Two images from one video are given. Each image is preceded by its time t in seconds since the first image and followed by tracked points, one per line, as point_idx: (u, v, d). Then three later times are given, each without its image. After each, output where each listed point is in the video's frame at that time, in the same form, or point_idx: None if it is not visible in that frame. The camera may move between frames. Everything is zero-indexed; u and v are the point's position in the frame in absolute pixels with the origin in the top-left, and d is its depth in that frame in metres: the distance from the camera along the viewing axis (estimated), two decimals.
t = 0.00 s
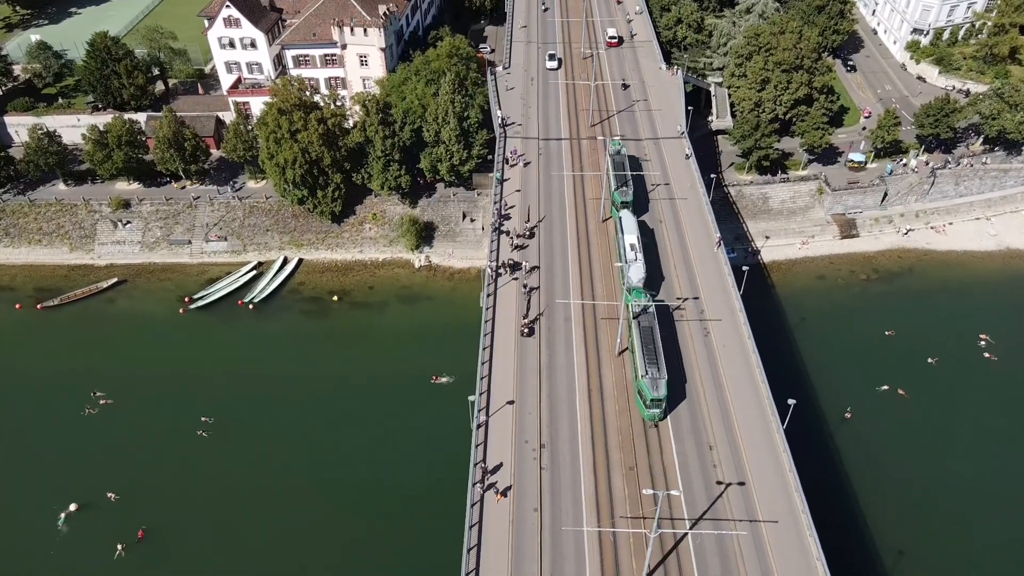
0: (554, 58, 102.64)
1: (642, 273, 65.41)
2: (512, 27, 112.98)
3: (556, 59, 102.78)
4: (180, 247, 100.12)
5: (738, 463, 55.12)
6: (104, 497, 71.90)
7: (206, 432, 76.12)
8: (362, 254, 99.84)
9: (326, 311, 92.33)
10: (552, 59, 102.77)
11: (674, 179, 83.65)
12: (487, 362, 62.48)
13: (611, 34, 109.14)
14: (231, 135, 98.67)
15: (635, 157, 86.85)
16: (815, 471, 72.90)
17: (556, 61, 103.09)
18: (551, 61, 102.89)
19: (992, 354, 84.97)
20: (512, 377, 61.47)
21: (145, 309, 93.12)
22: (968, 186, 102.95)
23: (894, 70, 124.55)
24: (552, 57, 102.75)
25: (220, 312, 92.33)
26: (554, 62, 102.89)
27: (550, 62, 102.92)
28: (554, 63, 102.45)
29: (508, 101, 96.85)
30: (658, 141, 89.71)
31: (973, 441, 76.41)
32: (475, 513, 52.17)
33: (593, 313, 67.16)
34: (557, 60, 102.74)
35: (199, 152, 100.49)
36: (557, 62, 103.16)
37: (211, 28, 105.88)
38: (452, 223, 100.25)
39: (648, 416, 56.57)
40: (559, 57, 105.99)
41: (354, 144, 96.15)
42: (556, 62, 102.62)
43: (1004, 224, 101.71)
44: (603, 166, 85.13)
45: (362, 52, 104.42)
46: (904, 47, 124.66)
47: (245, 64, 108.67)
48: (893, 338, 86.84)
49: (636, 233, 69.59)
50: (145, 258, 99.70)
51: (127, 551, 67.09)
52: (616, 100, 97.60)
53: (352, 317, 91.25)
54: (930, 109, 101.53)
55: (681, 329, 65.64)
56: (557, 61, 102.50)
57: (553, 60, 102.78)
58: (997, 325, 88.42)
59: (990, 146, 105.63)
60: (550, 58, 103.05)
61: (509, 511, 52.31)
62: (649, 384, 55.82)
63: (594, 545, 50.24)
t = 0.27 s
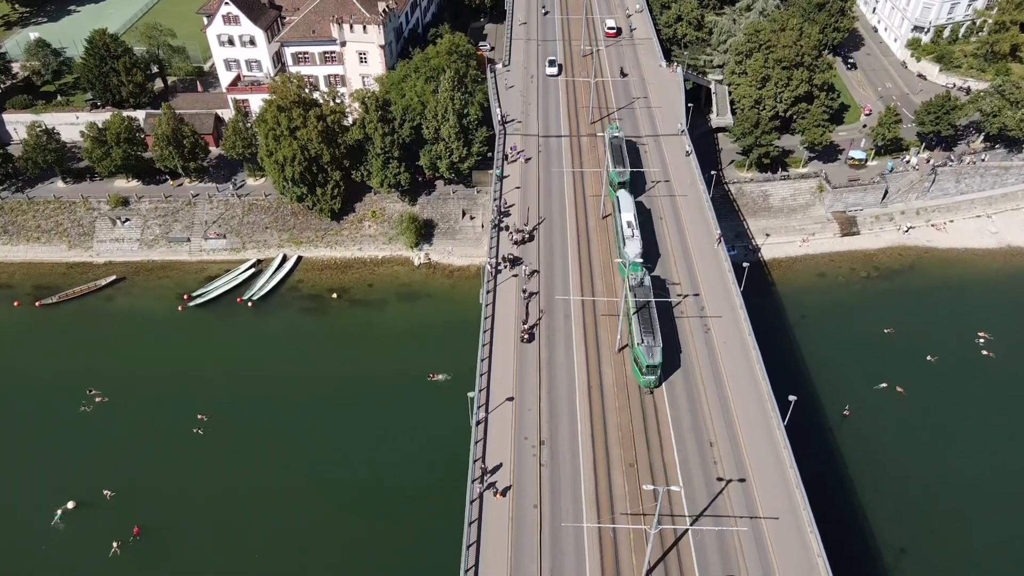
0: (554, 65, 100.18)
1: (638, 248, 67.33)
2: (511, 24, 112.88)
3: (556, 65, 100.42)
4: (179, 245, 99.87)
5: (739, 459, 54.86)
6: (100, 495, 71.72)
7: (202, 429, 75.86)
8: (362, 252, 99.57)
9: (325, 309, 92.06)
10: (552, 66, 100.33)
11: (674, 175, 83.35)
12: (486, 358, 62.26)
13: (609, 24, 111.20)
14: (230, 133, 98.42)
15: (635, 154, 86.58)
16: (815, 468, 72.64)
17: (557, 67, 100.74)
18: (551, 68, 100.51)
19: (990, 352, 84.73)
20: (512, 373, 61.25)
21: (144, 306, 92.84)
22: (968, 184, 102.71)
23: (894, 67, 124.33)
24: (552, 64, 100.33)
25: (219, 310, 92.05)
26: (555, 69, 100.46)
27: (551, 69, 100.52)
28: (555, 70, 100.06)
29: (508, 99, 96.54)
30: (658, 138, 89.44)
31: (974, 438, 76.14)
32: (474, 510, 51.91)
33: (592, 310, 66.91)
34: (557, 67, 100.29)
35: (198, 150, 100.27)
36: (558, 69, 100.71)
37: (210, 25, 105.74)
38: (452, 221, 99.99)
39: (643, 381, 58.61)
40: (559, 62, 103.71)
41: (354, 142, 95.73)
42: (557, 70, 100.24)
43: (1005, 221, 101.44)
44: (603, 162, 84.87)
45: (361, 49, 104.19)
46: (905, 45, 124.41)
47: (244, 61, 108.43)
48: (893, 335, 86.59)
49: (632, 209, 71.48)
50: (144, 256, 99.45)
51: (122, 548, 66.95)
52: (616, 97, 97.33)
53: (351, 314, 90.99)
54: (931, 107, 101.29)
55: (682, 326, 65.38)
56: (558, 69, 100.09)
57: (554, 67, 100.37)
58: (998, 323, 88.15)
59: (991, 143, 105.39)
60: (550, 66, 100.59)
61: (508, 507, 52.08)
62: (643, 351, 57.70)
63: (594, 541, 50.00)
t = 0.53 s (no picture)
0: (554, 71, 98.29)
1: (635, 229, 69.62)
2: (511, 22, 112.74)
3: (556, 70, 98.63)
4: (178, 242, 99.66)
5: (739, 456, 54.63)
6: (95, 492, 71.66)
7: (199, 427, 75.69)
8: (361, 249, 99.37)
9: (324, 306, 91.84)
10: (552, 71, 98.54)
11: (674, 173, 83.11)
12: (486, 355, 62.05)
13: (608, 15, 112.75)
14: (229, 130, 98.21)
15: (635, 151, 86.38)
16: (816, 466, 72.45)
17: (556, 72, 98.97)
18: (551, 73, 98.66)
19: (988, 350, 84.56)
20: (511, 370, 61.06)
21: (142, 304, 92.62)
22: (969, 181, 102.48)
23: (895, 65, 124.17)
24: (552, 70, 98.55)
25: (218, 308, 91.82)
26: (555, 74, 98.61)
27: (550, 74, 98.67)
28: (554, 75, 98.21)
29: (508, 96, 96.33)
30: (658, 136, 89.22)
31: (974, 436, 75.92)
32: (474, 507, 51.65)
33: (592, 306, 66.69)
34: (557, 72, 98.45)
35: (197, 148, 100.05)
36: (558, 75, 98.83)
37: (209, 23, 105.54)
38: (451, 218, 99.79)
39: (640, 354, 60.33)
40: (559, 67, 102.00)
41: (353, 139, 95.53)
42: (556, 75, 98.42)
43: (1006, 219, 101.19)
44: (603, 160, 84.67)
45: (361, 47, 103.96)
46: (905, 43, 124.21)
47: (243, 59, 108.26)
48: (893, 333, 86.40)
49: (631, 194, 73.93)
50: (143, 254, 99.24)
51: (118, 546, 66.92)
52: (616, 94, 97.15)
53: (350, 312, 90.76)
54: (932, 104, 101.11)
55: (682, 323, 65.12)
56: (557, 74, 98.27)
57: (553, 73, 98.54)
58: (999, 320, 87.94)
59: (991, 141, 105.20)
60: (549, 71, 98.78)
61: (508, 504, 51.85)
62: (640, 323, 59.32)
63: (594, 538, 49.77)
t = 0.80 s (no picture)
0: (555, 78, 96.00)
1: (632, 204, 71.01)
2: (511, 19, 112.49)
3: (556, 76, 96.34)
4: (177, 239, 99.37)
5: (740, 452, 54.34)
6: (91, 489, 71.44)
7: (195, 424, 75.41)
8: (360, 247, 99.07)
9: (323, 304, 91.53)
10: (552, 76, 96.38)
11: (675, 169, 82.85)
12: (485, 351, 61.72)
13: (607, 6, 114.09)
14: (228, 127, 97.86)
15: (635, 147, 86.05)
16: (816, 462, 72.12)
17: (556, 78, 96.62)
18: (551, 80, 96.35)
19: (986, 348, 84.05)
20: (511, 366, 60.74)
21: (141, 302, 92.32)
22: (971, 178, 102.13)
23: (896, 63, 123.86)
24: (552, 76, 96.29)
25: (216, 305, 91.53)
26: (555, 81, 96.23)
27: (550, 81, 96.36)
28: (555, 83, 95.97)
29: (507, 93, 96.04)
30: (659, 132, 88.89)
31: (976, 433, 75.61)
32: (473, 503, 51.34)
33: (593, 302, 66.38)
34: (558, 79, 96.11)
35: (196, 144, 99.70)
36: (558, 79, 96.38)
37: (208, 19, 105.22)
38: (451, 215, 99.47)
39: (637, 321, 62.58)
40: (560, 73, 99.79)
41: (352, 136, 95.22)
42: (557, 82, 96.20)
43: (1007, 216, 100.84)
44: (603, 156, 84.39)
45: (360, 43, 103.60)
46: (906, 40, 123.84)
47: (243, 56, 107.96)
48: (893, 330, 86.10)
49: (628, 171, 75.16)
50: (141, 251, 98.92)
51: (113, 543, 66.79)
52: (616, 90, 96.85)
53: (349, 309, 90.46)
54: (933, 101, 100.77)
55: (683, 319, 64.86)
56: (558, 81, 96.01)
57: (554, 80, 96.23)
58: (1000, 318, 87.63)
59: (993, 138, 104.92)
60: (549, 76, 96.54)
61: (507, 500, 51.56)
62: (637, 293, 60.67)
63: (594, 533, 49.49)
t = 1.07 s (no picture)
0: (555, 84, 93.46)
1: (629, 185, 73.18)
2: (511, 16, 112.15)
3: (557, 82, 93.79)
4: (176, 237, 99.01)
5: (742, 449, 54.02)
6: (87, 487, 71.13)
7: (191, 422, 75.10)
8: (360, 244, 98.72)
9: (322, 301, 91.19)
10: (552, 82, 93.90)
11: (676, 165, 82.56)
12: (485, 348, 61.38)
13: None
14: (227, 124, 97.62)
15: (635, 144, 85.81)
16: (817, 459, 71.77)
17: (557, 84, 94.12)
18: (551, 87, 93.70)
19: (986, 344, 83.81)
20: (511, 362, 60.42)
21: (139, 299, 91.99)
22: (972, 176, 101.79)
23: (897, 60, 123.49)
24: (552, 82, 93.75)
25: (215, 303, 91.19)
26: (555, 88, 93.54)
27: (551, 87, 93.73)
28: (556, 90, 93.33)
29: (507, 90, 95.74)
30: (659, 129, 88.54)
31: (977, 431, 75.28)
32: (473, 500, 51.02)
33: (593, 299, 66.06)
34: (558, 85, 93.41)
35: (195, 141, 99.38)
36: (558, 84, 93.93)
37: (207, 16, 104.95)
38: (451, 213, 99.12)
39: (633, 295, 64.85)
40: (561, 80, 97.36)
41: (352, 133, 94.85)
42: (557, 89, 93.61)
43: (1009, 213, 100.47)
44: (603, 152, 84.10)
45: (360, 40, 103.26)
46: (907, 38, 123.47)
47: (242, 53, 107.65)
48: (893, 328, 85.80)
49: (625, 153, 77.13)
50: (140, 249, 98.58)
51: (109, 540, 66.63)
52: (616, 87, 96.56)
53: (349, 307, 90.13)
54: (934, 98, 100.46)
55: (683, 315, 64.57)
56: (559, 87, 93.36)
57: (555, 86, 93.57)
58: (1002, 316, 87.27)
59: (994, 135, 104.60)
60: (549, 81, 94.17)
61: (507, 497, 51.25)
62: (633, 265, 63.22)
63: (595, 530, 49.18)
